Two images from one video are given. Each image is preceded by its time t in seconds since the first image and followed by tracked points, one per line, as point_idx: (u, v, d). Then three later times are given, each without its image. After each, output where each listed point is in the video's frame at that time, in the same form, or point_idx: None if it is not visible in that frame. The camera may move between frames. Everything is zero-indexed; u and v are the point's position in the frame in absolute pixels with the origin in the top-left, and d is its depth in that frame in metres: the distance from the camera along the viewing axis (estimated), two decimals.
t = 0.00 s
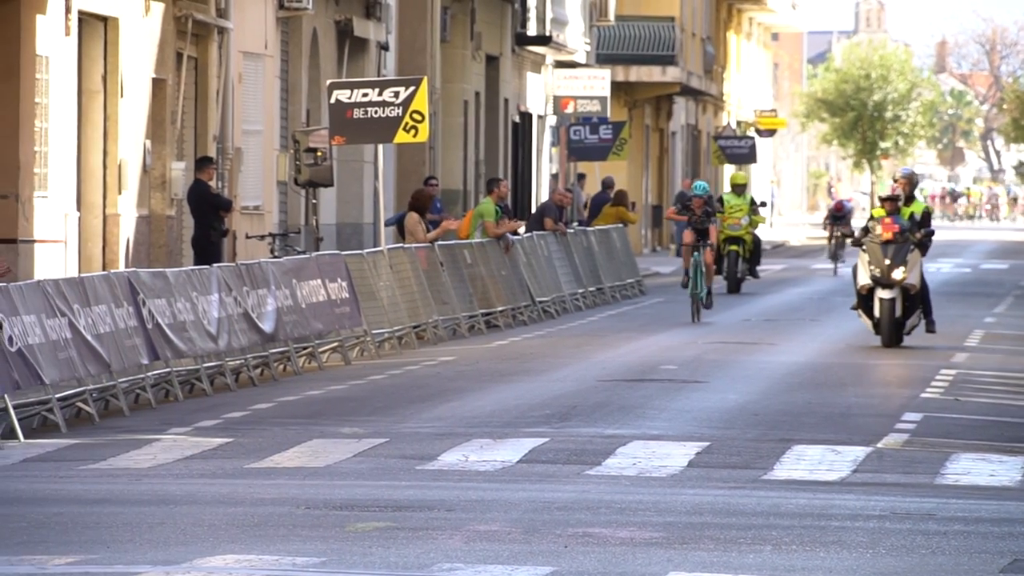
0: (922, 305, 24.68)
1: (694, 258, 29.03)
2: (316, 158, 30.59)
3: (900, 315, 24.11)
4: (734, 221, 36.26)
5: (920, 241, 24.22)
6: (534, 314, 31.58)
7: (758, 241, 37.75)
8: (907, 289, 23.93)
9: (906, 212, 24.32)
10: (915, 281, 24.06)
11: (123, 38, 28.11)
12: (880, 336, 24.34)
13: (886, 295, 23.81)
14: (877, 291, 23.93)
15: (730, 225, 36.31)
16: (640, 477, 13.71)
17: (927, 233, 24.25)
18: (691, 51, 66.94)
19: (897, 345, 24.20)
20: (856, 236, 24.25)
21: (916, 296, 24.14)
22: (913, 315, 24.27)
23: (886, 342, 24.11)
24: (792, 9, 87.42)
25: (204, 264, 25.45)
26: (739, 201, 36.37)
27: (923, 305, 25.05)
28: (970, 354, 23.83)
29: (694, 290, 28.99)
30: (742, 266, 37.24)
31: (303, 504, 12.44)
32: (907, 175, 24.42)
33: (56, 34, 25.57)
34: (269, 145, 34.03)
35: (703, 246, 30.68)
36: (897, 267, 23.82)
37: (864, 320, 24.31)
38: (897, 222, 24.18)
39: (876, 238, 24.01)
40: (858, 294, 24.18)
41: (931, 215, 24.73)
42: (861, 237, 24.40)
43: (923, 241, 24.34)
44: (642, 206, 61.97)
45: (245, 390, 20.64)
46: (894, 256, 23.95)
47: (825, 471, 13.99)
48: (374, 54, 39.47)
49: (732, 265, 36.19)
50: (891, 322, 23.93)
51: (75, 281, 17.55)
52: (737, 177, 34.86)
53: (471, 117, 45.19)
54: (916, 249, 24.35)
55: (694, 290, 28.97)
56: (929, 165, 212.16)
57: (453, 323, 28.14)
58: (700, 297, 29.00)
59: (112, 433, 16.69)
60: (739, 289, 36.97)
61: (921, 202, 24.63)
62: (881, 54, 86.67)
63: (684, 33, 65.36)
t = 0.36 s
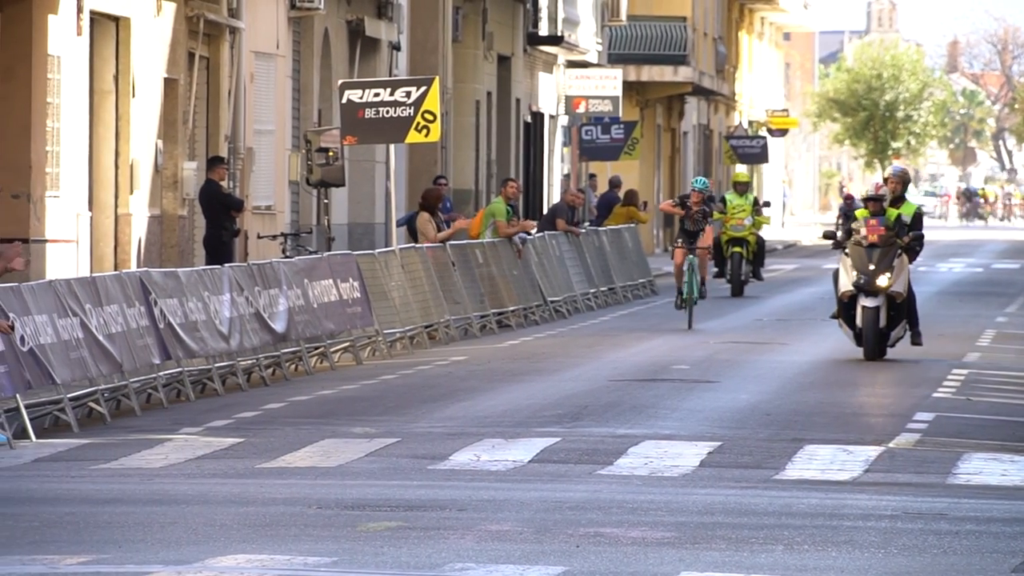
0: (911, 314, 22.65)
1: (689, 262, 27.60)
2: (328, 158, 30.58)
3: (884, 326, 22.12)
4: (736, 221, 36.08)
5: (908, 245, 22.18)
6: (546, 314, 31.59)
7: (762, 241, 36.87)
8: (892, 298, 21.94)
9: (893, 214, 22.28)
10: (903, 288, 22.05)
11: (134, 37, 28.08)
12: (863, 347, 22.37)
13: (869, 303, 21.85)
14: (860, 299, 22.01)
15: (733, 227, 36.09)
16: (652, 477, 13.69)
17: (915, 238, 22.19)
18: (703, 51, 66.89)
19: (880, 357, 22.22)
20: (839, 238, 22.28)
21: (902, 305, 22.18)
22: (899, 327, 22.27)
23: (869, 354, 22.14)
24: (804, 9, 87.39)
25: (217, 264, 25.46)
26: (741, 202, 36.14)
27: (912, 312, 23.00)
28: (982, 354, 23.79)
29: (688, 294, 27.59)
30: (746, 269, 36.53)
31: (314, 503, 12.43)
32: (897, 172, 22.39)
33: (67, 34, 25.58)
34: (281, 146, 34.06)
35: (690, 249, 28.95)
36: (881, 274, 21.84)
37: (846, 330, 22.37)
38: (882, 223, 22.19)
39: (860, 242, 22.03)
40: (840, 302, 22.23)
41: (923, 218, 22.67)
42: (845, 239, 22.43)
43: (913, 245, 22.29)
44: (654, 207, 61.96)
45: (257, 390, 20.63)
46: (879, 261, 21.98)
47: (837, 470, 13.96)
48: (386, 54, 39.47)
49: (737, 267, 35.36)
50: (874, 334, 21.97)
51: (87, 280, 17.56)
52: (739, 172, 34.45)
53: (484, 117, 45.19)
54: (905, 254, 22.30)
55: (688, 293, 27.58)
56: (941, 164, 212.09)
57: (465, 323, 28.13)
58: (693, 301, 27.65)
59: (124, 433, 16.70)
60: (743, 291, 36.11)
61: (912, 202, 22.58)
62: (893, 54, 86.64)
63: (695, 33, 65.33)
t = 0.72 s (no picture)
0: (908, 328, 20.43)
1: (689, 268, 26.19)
2: (347, 159, 30.59)
3: (878, 341, 19.90)
4: (748, 224, 35.11)
5: (903, 252, 20.03)
6: (565, 315, 31.59)
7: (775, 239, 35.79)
8: (886, 311, 19.74)
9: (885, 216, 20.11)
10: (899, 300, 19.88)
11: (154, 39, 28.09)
12: (856, 366, 20.16)
13: (861, 318, 19.66)
14: (851, 313, 19.79)
15: (744, 229, 35.15)
16: (672, 478, 13.67)
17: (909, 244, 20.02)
18: (722, 52, 66.84)
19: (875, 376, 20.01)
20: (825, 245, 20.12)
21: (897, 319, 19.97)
22: (895, 342, 20.07)
23: (861, 374, 19.90)
24: (823, 10, 87.30)
25: (236, 265, 25.48)
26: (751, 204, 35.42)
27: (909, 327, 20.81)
28: (1001, 356, 23.72)
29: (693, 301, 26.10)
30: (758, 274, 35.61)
31: (333, 505, 12.44)
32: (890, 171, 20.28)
33: (86, 35, 25.61)
34: (299, 147, 34.09)
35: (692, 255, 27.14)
36: (874, 285, 19.66)
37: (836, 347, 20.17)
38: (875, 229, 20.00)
39: (849, 250, 19.87)
40: (829, 317, 20.04)
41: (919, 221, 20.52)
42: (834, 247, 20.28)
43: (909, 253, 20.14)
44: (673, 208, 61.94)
45: (276, 391, 20.64)
46: (871, 269, 19.82)
47: (856, 471, 13.93)
48: (405, 55, 39.49)
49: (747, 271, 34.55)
50: (868, 351, 19.75)
51: (106, 282, 17.58)
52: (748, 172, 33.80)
53: (502, 118, 45.19)
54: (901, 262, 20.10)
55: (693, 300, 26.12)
56: (959, 165, 211.80)
57: (484, 324, 28.12)
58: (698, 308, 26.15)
59: (144, 434, 16.71)
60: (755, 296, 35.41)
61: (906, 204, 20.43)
62: (912, 55, 86.55)
63: (715, 35, 65.30)
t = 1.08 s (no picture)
0: (900, 344, 18.55)
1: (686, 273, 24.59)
2: (362, 159, 30.59)
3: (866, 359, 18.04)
4: (752, 225, 34.48)
5: (891, 260, 18.22)
6: (579, 315, 31.58)
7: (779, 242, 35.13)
8: (873, 325, 17.90)
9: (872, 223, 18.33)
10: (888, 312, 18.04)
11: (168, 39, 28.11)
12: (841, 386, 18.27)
13: (845, 333, 17.83)
14: (834, 328, 17.95)
15: (749, 230, 34.51)
16: (686, 478, 13.66)
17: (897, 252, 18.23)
18: (737, 53, 66.76)
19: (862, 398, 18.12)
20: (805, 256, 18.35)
21: (887, 334, 18.11)
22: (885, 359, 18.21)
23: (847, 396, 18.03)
24: (837, 10, 87.22)
25: (250, 265, 25.50)
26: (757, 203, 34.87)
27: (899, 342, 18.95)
28: (1016, 355, 23.69)
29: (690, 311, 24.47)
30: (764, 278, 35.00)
31: (348, 504, 12.43)
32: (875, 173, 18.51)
33: (101, 35, 25.64)
34: (314, 146, 34.11)
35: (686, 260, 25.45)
36: (859, 296, 17.86)
37: (819, 366, 18.33)
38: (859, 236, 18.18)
39: (831, 259, 18.11)
40: (811, 334, 18.22)
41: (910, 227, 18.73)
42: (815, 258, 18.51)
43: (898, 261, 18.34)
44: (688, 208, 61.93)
45: (291, 391, 20.66)
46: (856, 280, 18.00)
47: (870, 471, 13.91)
48: (420, 55, 39.50)
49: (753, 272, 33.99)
50: (853, 370, 17.87)
51: (121, 281, 17.59)
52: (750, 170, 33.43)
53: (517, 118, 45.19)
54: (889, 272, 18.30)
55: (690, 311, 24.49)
56: (974, 165, 211.56)
57: (498, 324, 28.11)
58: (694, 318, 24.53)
59: (159, 434, 16.73)
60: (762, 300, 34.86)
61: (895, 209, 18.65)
62: (927, 55, 86.46)
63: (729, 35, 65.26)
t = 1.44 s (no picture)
0: (886, 361, 16.47)
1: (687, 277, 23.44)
2: (378, 156, 30.59)
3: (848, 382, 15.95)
4: (758, 223, 33.61)
5: (877, 270, 16.16)
6: (596, 313, 31.59)
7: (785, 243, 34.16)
8: (856, 344, 15.82)
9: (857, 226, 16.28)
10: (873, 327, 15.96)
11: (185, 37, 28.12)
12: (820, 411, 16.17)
13: (825, 354, 15.69)
14: (814, 348, 15.83)
15: (754, 229, 33.61)
16: (703, 476, 13.66)
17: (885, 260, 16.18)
18: (753, 51, 66.68)
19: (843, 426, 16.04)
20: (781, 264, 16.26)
21: (872, 353, 16.02)
22: (869, 381, 16.14)
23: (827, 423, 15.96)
24: (855, 8, 87.12)
25: (267, 262, 25.53)
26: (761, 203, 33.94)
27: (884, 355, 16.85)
28: None
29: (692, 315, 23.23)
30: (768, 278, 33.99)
31: (364, 502, 12.40)
32: (860, 170, 16.49)
33: (117, 33, 25.66)
34: (330, 144, 34.14)
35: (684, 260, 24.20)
36: (842, 312, 15.76)
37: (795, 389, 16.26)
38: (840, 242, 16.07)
39: (809, 269, 16.03)
40: (787, 353, 16.08)
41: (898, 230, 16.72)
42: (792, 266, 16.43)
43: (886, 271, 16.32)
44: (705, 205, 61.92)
45: (308, 388, 20.68)
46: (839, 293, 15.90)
47: (887, 469, 13.91)
48: (436, 53, 39.51)
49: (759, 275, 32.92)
50: (833, 397, 15.75)
51: (138, 279, 17.60)
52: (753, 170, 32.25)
53: (534, 115, 45.20)
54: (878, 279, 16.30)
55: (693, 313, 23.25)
56: (990, 162, 211.33)
57: (515, 322, 28.12)
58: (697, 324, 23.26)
59: (176, 432, 16.75)
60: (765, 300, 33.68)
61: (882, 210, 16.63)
62: (944, 53, 86.33)
63: (746, 33, 65.20)
